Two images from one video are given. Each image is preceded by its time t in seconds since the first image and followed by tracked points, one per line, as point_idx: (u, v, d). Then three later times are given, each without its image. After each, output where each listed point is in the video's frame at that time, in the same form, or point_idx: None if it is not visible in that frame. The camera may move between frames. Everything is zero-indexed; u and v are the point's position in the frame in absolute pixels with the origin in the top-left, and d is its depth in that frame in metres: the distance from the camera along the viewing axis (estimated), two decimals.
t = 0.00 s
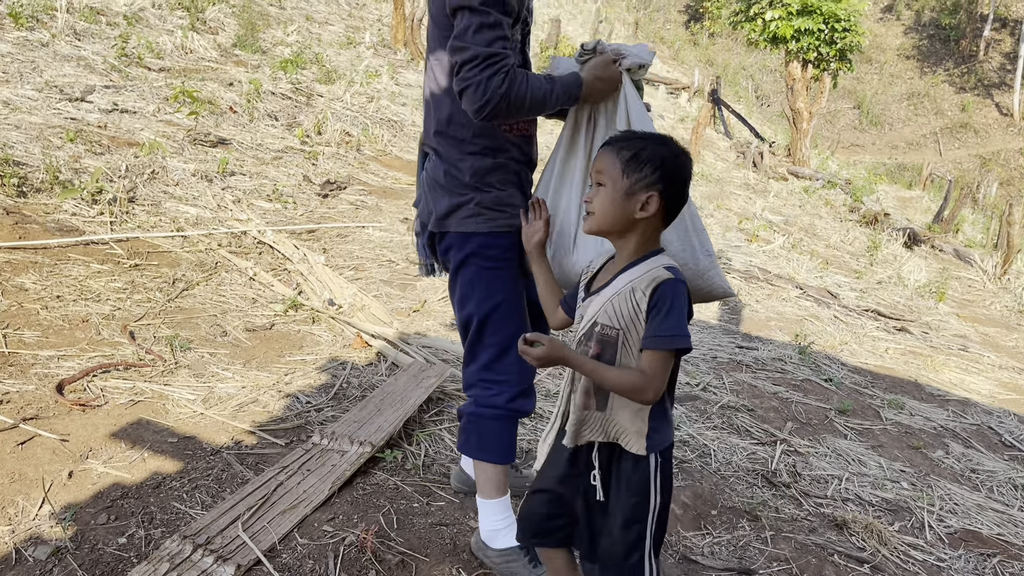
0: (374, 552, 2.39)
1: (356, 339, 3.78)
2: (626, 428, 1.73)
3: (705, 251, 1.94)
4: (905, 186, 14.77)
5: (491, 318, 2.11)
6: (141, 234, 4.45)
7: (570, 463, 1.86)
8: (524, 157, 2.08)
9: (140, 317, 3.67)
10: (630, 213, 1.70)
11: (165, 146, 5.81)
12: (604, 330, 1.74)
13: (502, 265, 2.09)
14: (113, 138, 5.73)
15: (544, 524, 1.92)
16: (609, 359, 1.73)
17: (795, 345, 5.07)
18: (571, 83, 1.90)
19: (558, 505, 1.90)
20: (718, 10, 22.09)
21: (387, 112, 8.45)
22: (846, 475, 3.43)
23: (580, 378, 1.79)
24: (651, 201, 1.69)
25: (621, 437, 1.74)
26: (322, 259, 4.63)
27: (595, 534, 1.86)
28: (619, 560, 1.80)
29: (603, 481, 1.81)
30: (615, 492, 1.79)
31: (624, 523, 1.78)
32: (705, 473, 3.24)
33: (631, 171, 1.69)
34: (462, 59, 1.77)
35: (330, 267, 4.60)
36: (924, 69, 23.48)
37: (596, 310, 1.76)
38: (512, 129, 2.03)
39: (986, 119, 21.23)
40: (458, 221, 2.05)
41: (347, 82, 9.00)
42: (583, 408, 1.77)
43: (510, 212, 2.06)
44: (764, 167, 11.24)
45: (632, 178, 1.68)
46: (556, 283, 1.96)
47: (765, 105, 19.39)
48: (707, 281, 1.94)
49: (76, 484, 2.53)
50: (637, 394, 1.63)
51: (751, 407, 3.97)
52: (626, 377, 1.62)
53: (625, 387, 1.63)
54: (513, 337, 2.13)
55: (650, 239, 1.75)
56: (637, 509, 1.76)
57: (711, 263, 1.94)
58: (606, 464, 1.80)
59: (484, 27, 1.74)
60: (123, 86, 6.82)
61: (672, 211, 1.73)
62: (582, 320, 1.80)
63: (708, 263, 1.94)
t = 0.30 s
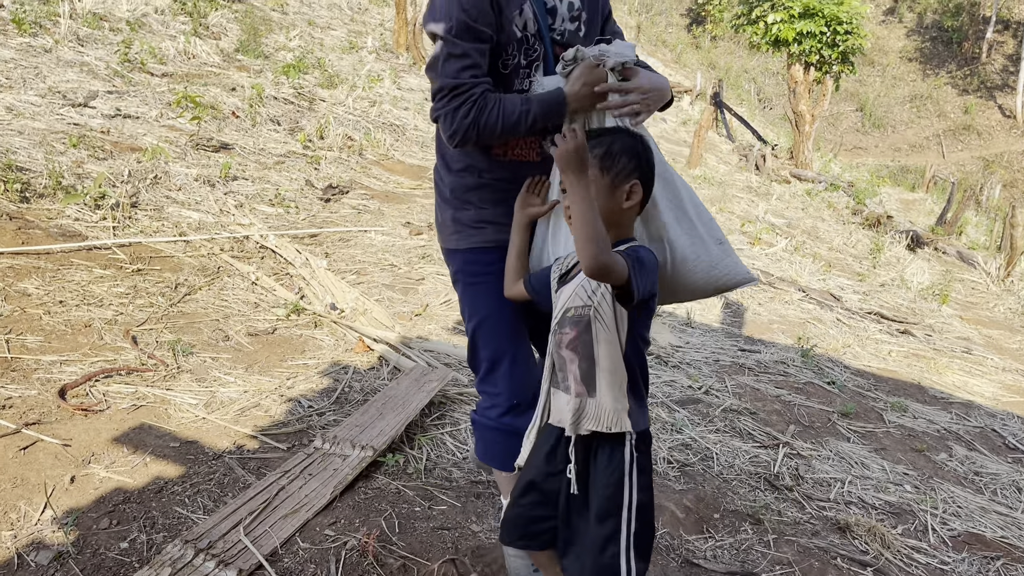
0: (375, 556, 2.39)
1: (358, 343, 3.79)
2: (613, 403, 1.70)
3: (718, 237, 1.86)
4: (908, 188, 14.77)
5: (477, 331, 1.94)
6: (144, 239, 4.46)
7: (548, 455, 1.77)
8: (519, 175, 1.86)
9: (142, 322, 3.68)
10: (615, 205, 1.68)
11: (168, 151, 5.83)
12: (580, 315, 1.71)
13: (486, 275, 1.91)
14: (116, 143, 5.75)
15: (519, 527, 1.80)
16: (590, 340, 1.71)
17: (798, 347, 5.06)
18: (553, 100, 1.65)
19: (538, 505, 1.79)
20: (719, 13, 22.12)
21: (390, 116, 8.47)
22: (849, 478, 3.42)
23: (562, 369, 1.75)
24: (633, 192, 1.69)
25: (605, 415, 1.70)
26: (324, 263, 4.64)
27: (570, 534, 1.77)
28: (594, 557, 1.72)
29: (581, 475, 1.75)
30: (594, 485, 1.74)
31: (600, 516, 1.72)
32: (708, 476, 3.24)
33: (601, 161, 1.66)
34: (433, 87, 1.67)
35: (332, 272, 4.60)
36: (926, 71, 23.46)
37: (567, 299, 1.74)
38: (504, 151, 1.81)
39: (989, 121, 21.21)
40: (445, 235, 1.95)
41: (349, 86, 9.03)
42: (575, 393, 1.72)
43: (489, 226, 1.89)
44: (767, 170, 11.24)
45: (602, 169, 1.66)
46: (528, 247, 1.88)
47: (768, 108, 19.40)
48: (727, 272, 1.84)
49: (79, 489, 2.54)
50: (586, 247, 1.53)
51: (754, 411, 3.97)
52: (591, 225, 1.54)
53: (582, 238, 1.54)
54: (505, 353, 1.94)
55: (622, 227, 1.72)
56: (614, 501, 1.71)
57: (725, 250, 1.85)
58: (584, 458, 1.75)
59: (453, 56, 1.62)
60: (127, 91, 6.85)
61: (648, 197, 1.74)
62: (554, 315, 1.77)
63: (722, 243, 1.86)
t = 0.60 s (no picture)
0: (380, 561, 2.39)
1: (362, 347, 3.79)
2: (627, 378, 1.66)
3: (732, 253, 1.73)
4: (912, 190, 14.74)
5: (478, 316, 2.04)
6: (148, 245, 4.47)
7: (549, 445, 1.75)
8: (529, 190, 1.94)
9: (147, 327, 3.69)
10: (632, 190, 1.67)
11: (172, 157, 5.85)
12: (596, 293, 1.66)
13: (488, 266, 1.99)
14: (120, 149, 5.76)
15: (521, 519, 1.79)
16: (606, 317, 1.65)
17: (802, 350, 5.05)
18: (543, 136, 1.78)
19: (539, 495, 1.77)
20: (722, 16, 22.13)
21: (393, 121, 8.49)
22: (854, 481, 3.41)
23: (575, 351, 1.69)
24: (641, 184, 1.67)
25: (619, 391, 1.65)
26: (328, 268, 4.64)
27: (572, 520, 1.77)
28: (601, 542, 1.74)
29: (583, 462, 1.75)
30: (598, 471, 1.74)
31: (607, 499, 1.73)
32: (712, 479, 3.24)
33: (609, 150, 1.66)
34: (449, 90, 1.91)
35: (336, 276, 4.61)
36: (930, 73, 23.42)
37: (579, 277, 1.69)
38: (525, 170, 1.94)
39: (993, 122, 21.14)
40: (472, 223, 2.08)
41: (352, 91, 9.05)
42: (591, 371, 1.66)
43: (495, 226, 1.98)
44: (770, 172, 11.23)
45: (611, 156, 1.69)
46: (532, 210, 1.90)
47: (771, 110, 19.39)
48: (738, 289, 1.70)
49: (84, 494, 2.54)
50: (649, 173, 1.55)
51: (757, 413, 3.96)
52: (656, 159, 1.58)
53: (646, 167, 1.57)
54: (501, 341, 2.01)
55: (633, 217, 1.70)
56: (621, 484, 1.72)
57: (739, 267, 1.73)
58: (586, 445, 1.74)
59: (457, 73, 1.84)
60: (130, 97, 6.87)
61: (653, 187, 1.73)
62: (564, 298, 1.71)
63: (735, 259, 1.73)
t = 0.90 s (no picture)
0: (384, 563, 2.39)
1: (366, 349, 3.79)
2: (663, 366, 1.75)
3: (764, 249, 1.77)
4: (915, 192, 14.72)
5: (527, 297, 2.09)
6: (152, 248, 4.48)
7: (584, 442, 1.81)
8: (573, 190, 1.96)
9: (151, 330, 3.70)
10: (664, 194, 1.75)
11: (176, 161, 5.86)
12: (633, 286, 1.72)
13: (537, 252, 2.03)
14: (124, 153, 5.78)
15: (553, 519, 1.83)
16: (644, 310, 1.73)
17: (806, 352, 5.04)
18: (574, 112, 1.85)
19: (571, 494, 1.82)
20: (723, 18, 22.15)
21: (395, 124, 8.50)
22: (860, 482, 3.40)
23: (611, 343, 1.74)
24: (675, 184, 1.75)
25: (662, 379, 1.75)
26: (331, 271, 4.65)
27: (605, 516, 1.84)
28: (638, 534, 1.82)
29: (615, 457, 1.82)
30: (632, 465, 1.82)
31: (644, 493, 1.81)
32: (717, 481, 3.23)
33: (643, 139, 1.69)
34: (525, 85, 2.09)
35: (339, 279, 4.61)
36: (933, 74, 23.39)
37: (615, 272, 1.73)
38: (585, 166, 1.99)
39: (997, 124, 21.12)
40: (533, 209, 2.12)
41: (355, 95, 9.07)
42: (629, 362, 1.73)
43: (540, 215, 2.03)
44: (773, 174, 11.22)
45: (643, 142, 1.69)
46: (560, 187, 1.94)
47: (773, 112, 19.38)
48: (762, 289, 1.77)
49: (89, 497, 2.54)
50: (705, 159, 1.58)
51: (762, 415, 3.95)
52: (708, 146, 1.61)
53: (698, 155, 1.60)
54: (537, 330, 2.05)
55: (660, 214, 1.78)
56: (654, 477, 1.82)
57: (770, 264, 1.78)
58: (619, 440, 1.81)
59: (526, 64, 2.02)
60: (134, 101, 6.89)
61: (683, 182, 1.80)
62: (598, 292, 1.75)
63: (766, 255, 1.77)
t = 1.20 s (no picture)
0: (388, 566, 2.38)
1: (368, 352, 3.79)
2: (665, 374, 1.79)
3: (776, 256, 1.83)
4: (917, 193, 14.70)
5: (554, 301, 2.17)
6: (155, 251, 4.48)
7: (597, 436, 1.87)
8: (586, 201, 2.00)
9: (154, 334, 3.70)
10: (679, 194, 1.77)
11: (178, 164, 5.86)
12: (638, 293, 1.77)
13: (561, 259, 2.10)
14: (126, 157, 5.78)
15: (571, 508, 1.92)
16: (648, 316, 1.78)
17: (809, 353, 5.04)
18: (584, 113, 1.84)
19: (590, 484, 1.90)
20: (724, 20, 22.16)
21: (397, 127, 8.50)
22: (863, 484, 3.39)
23: (616, 345, 1.81)
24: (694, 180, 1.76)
25: (662, 386, 1.78)
26: (334, 273, 4.65)
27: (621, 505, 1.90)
28: (649, 526, 1.86)
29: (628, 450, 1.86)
30: (643, 459, 1.85)
31: (654, 486, 1.84)
32: (720, 483, 3.22)
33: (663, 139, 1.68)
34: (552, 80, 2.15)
35: (342, 282, 4.61)
36: (934, 75, 23.39)
37: (621, 277, 1.78)
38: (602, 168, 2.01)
39: (998, 125, 21.12)
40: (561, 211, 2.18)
41: (356, 97, 9.07)
42: (633, 365, 1.80)
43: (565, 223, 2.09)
44: (775, 176, 11.22)
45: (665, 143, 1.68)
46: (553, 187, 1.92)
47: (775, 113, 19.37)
48: (776, 289, 1.86)
49: (92, 500, 2.54)
50: (708, 202, 1.61)
51: (765, 417, 3.94)
52: (713, 184, 1.63)
53: (703, 194, 1.63)
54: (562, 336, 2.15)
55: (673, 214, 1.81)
56: (665, 470, 1.84)
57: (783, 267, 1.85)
58: (629, 433, 1.86)
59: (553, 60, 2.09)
60: (136, 105, 6.89)
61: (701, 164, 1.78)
62: (605, 293, 1.81)
63: (779, 261, 1.83)
